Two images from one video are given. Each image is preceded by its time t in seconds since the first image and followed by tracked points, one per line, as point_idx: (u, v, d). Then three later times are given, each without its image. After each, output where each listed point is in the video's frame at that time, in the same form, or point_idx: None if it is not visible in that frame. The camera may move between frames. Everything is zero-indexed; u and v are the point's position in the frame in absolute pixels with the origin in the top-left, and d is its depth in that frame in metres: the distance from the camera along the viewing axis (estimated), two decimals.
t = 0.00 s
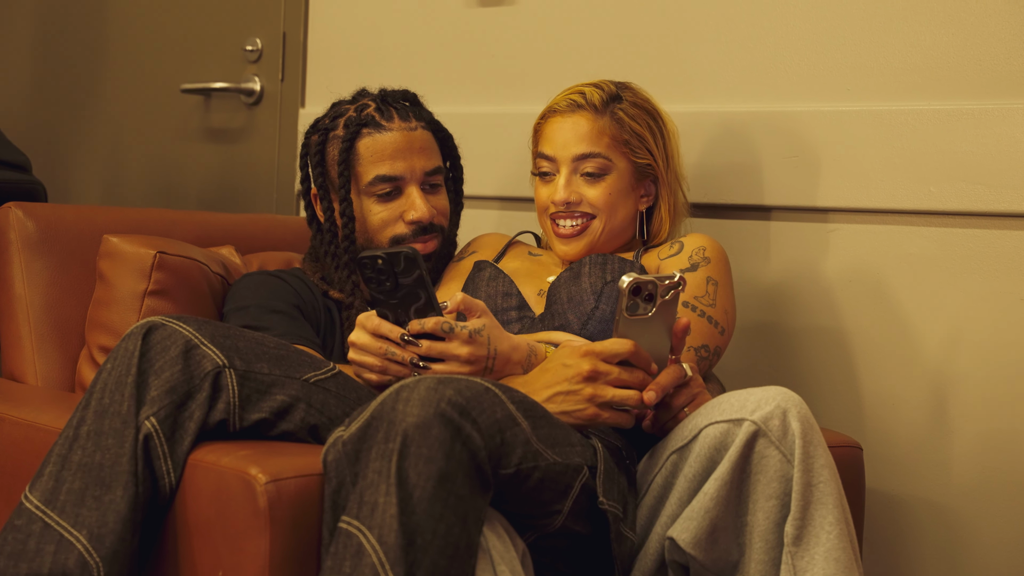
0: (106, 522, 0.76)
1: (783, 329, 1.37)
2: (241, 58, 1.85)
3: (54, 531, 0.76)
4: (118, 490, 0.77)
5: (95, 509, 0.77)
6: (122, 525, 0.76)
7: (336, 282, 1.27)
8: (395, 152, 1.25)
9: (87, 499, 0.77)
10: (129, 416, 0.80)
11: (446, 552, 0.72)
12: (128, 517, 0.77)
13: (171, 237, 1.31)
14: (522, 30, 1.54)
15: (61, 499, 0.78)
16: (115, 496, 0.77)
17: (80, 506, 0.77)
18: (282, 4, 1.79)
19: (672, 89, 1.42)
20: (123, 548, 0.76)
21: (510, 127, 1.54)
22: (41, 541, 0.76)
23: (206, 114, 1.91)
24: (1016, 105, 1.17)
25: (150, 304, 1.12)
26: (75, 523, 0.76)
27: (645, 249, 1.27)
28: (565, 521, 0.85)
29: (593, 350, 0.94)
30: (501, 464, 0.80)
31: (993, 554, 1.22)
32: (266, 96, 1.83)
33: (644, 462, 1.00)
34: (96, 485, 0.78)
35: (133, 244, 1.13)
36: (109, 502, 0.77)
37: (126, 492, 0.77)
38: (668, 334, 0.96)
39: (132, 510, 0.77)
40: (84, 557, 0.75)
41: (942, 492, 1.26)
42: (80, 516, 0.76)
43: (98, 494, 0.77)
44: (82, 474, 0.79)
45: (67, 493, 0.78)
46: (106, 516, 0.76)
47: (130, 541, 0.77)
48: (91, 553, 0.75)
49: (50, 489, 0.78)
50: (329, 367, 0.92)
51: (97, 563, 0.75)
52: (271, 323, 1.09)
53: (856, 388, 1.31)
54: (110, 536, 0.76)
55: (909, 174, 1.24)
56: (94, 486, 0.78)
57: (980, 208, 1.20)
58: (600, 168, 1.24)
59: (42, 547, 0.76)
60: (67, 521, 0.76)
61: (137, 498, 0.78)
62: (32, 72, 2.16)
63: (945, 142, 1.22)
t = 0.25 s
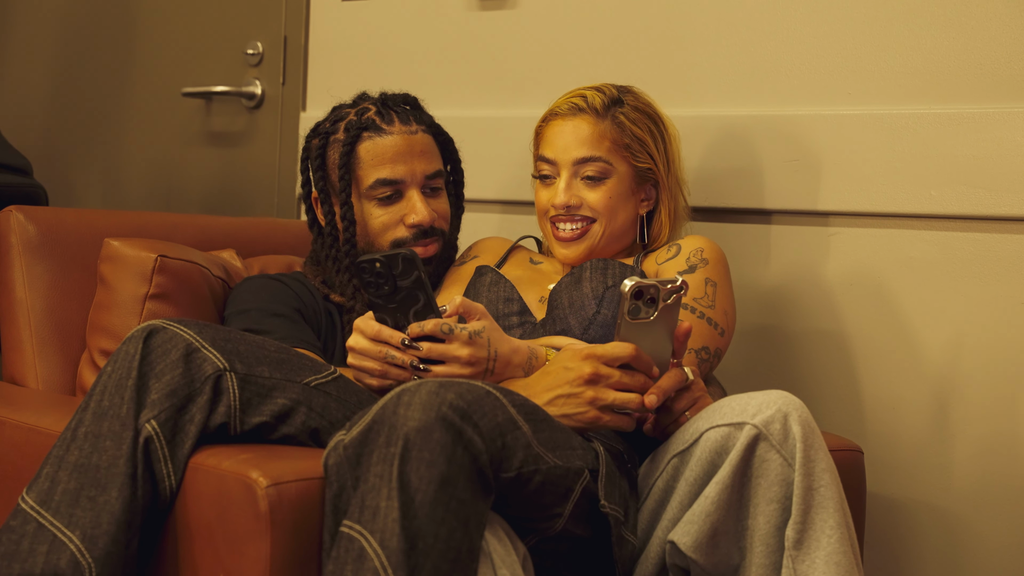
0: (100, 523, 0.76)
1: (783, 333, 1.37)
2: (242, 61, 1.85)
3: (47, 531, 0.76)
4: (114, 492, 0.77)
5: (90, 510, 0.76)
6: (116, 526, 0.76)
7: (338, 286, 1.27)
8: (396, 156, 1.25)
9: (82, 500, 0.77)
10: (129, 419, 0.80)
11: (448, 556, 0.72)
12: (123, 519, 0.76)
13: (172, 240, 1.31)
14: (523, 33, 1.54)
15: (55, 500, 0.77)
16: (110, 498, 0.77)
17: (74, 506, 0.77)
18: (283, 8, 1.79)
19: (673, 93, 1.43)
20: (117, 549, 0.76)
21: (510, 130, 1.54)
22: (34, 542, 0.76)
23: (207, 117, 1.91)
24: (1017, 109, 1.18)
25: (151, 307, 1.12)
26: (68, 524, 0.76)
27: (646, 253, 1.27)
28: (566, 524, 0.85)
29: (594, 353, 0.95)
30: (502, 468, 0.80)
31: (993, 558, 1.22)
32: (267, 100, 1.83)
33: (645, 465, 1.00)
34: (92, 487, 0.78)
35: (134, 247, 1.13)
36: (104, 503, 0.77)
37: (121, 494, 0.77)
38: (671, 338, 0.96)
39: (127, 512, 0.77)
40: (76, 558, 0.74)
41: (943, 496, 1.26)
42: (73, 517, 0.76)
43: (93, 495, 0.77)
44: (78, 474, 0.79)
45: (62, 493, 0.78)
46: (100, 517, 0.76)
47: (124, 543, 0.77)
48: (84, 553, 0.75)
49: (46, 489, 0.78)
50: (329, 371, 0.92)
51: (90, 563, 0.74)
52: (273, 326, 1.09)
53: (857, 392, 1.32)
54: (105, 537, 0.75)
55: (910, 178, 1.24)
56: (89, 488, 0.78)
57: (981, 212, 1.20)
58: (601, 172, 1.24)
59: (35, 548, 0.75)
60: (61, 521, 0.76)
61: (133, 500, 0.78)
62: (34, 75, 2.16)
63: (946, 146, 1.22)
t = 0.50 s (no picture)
0: (116, 533, 0.76)
1: (783, 334, 1.37)
2: (242, 63, 1.85)
3: (64, 545, 0.75)
4: (126, 499, 0.77)
5: (103, 519, 0.76)
6: (131, 533, 0.76)
7: (338, 288, 1.27)
8: (396, 158, 1.25)
9: (94, 509, 0.77)
10: (132, 423, 0.80)
11: (448, 558, 0.72)
12: (136, 526, 0.77)
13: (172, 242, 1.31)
14: (523, 35, 1.55)
15: (69, 511, 0.77)
16: (123, 505, 0.77)
17: (88, 516, 0.76)
18: (284, 9, 1.79)
19: (673, 94, 1.43)
20: (133, 557, 0.76)
21: (510, 132, 1.54)
22: (53, 557, 0.75)
23: (207, 119, 1.91)
24: (1016, 110, 1.18)
25: (151, 309, 1.11)
26: (85, 536, 0.76)
27: (645, 254, 1.27)
28: (566, 525, 0.85)
29: (596, 355, 0.94)
30: (503, 469, 0.80)
31: (993, 559, 1.22)
32: (267, 101, 1.83)
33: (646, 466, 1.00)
34: (102, 494, 0.77)
35: (134, 249, 1.13)
36: (118, 511, 0.77)
37: (133, 500, 0.77)
38: (671, 339, 0.96)
39: (140, 518, 0.77)
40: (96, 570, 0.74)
41: (943, 497, 1.26)
42: (89, 528, 0.76)
43: (105, 504, 0.77)
44: (87, 483, 0.78)
45: (75, 504, 0.77)
46: (116, 525, 0.76)
47: (140, 549, 0.77)
48: (104, 565, 0.74)
49: (58, 501, 0.78)
50: (330, 372, 0.92)
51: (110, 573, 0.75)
52: (273, 327, 1.09)
53: (857, 393, 1.31)
54: (122, 544, 0.76)
55: (910, 179, 1.24)
56: (100, 495, 0.77)
57: (981, 213, 1.20)
58: (599, 171, 1.24)
59: (55, 563, 0.75)
60: (78, 534, 0.76)
61: (143, 506, 0.78)
62: (34, 76, 2.17)
63: (946, 148, 1.22)
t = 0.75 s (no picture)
0: (105, 528, 0.75)
1: (782, 337, 1.37)
2: (241, 67, 1.85)
3: (53, 537, 0.75)
4: (117, 496, 0.77)
5: (93, 514, 0.76)
6: (119, 531, 0.75)
7: (337, 291, 1.27)
8: (395, 161, 1.25)
9: (85, 504, 0.77)
10: (129, 422, 0.80)
11: (447, 562, 0.72)
12: (125, 524, 0.76)
13: (171, 245, 1.31)
14: (522, 38, 1.55)
15: (60, 504, 0.77)
16: (114, 502, 0.76)
17: (79, 512, 0.76)
18: (282, 13, 1.79)
19: (672, 98, 1.43)
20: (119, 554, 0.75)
21: (510, 136, 1.54)
22: (39, 547, 0.75)
23: (205, 122, 1.91)
24: (1014, 114, 1.18)
25: (150, 313, 1.11)
26: (74, 530, 0.75)
27: (644, 257, 1.27)
28: (566, 529, 0.85)
29: (597, 359, 0.94)
30: (501, 473, 0.80)
31: (993, 563, 1.22)
32: (266, 105, 1.84)
33: (647, 470, 1.00)
34: (94, 490, 0.77)
35: (133, 253, 1.13)
36: (108, 507, 0.76)
37: (124, 497, 0.77)
38: (672, 343, 0.96)
39: (129, 517, 0.76)
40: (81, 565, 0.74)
41: (942, 501, 1.26)
42: (78, 523, 0.76)
43: (97, 500, 0.77)
44: (81, 479, 0.78)
45: (67, 498, 0.77)
46: (105, 523, 0.75)
47: (127, 548, 0.76)
48: (90, 561, 0.74)
49: (50, 493, 0.78)
50: (330, 377, 0.92)
51: (95, 569, 0.74)
52: (273, 331, 1.09)
53: (856, 397, 1.31)
54: (108, 541, 0.75)
55: (908, 183, 1.24)
56: (92, 492, 0.77)
57: (981, 217, 1.21)
58: (596, 172, 1.24)
59: (41, 554, 0.75)
60: (66, 526, 0.76)
61: (134, 504, 0.77)
62: (32, 80, 2.17)
63: (945, 152, 1.22)
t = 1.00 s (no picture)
0: (50, 495, 0.73)
1: (782, 341, 1.37)
2: (240, 70, 1.85)
3: None
4: (75, 468, 0.75)
5: (46, 481, 0.74)
6: (63, 502, 0.73)
7: (336, 295, 1.26)
8: (394, 165, 1.25)
9: (41, 470, 0.76)
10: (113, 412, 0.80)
11: (443, 566, 0.72)
12: (74, 497, 0.74)
13: (170, 249, 1.30)
14: (521, 42, 1.55)
15: (17, 459, 0.76)
16: (69, 475, 0.75)
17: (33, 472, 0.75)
18: (281, 17, 1.79)
19: (671, 102, 1.43)
20: (58, 523, 0.73)
21: (509, 139, 1.54)
22: None
23: (204, 126, 1.91)
24: (1013, 118, 1.18)
25: (149, 316, 1.11)
26: (22, 485, 0.74)
27: (642, 261, 1.27)
28: (565, 533, 0.85)
29: (597, 363, 0.94)
30: (500, 477, 0.79)
31: (993, 566, 1.22)
32: (265, 109, 1.84)
33: (647, 473, 0.99)
34: (56, 461, 0.76)
35: (132, 256, 1.13)
36: (62, 479, 0.75)
37: (81, 474, 0.75)
38: (672, 346, 0.96)
39: (75, 490, 0.74)
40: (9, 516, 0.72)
41: (943, 504, 1.25)
42: (28, 480, 0.74)
43: (53, 470, 0.76)
44: (48, 448, 0.77)
45: (26, 457, 0.76)
46: (50, 492, 0.74)
47: (63, 518, 0.74)
48: (25, 517, 0.72)
49: (12, 446, 0.77)
50: (330, 382, 0.91)
51: (26, 528, 0.72)
52: (274, 334, 1.09)
53: (856, 400, 1.31)
54: (48, 506, 0.73)
55: (907, 187, 1.25)
56: (52, 462, 0.76)
57: (979, 220, 1.21)
58: (598, 178, 1.24)
59: None
60: (14, 480, 0.74)
61: (95, 487, 0.76)
62: (30, 84, 2.16)
63: (944, 155, 1.22)
